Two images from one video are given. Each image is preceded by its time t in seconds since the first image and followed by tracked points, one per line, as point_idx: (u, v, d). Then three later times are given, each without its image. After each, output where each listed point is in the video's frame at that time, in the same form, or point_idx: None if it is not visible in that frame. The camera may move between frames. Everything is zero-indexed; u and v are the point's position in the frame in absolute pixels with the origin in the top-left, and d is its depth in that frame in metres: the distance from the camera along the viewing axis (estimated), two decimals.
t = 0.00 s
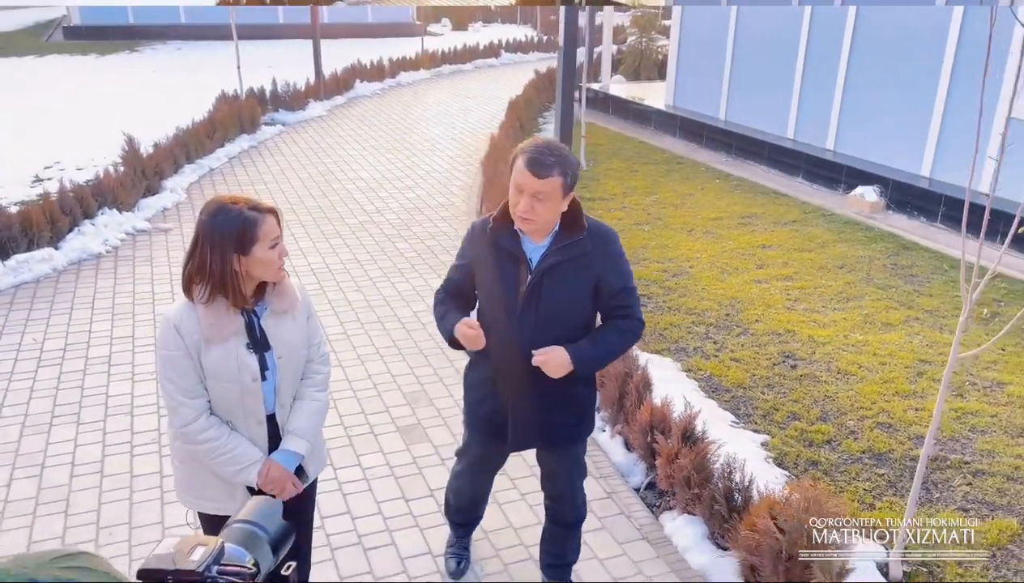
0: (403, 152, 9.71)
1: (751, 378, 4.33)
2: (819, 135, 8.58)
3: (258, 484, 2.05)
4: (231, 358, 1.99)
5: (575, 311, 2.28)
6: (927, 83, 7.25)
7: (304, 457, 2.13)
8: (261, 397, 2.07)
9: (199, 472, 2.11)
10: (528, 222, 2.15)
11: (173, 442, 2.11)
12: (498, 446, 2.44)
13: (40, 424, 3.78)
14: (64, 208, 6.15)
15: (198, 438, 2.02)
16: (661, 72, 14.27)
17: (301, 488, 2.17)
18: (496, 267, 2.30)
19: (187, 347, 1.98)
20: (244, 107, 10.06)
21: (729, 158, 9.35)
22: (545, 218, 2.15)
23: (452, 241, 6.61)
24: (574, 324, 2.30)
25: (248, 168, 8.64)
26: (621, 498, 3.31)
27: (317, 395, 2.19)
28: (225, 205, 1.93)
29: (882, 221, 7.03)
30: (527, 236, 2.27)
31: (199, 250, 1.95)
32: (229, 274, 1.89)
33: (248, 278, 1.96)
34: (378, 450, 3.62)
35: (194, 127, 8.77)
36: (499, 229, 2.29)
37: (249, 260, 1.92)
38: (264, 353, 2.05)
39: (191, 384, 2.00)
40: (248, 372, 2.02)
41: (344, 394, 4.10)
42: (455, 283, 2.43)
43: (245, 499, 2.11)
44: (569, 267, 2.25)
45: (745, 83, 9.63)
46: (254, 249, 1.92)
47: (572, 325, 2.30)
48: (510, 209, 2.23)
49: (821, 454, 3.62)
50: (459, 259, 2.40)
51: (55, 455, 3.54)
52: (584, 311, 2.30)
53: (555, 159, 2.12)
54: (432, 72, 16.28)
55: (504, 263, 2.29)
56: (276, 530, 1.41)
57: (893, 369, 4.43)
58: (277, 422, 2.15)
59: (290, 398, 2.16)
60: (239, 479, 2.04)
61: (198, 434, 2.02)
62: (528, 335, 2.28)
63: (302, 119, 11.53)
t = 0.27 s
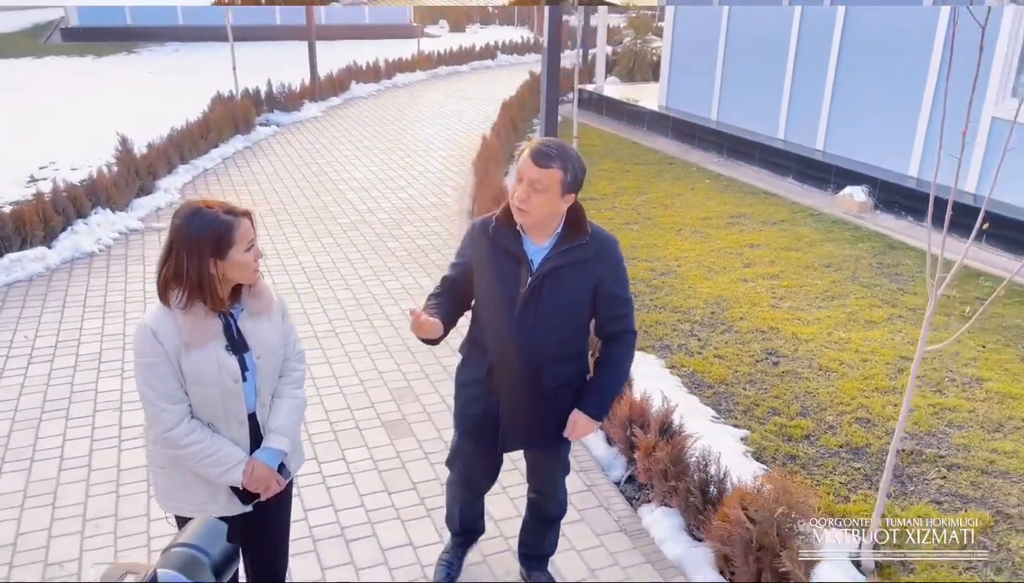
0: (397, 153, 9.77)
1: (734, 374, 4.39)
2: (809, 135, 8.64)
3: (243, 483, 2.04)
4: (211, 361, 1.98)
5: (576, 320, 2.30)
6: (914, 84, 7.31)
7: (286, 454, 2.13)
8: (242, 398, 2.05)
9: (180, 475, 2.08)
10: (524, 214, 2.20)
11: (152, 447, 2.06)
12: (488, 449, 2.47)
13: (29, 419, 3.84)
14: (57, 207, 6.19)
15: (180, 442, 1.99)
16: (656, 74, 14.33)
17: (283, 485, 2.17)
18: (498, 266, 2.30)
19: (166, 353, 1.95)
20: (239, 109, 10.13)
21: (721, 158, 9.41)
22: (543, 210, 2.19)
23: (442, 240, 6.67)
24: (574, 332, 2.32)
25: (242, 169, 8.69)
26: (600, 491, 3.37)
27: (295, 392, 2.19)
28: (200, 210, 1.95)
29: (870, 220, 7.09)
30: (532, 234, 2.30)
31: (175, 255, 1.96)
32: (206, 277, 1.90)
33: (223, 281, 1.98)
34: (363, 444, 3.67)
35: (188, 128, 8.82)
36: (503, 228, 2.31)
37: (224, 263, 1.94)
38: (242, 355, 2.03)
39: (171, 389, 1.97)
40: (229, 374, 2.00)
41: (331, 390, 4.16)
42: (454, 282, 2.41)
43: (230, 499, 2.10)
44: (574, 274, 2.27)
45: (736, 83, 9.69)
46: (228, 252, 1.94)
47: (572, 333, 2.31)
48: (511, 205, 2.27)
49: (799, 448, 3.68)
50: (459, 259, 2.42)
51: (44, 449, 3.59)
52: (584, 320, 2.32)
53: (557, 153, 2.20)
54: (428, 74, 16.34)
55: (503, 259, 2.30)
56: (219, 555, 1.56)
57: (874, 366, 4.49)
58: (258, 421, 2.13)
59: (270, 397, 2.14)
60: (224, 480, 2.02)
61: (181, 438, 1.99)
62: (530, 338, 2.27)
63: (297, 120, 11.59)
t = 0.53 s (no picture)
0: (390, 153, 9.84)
1: (714, 370, 4.44)
2: (799, 136, 8.70)
3: (211, 493, 1.95)
4: (174, 369, 1.89)
5: (555, 325, 2.27)
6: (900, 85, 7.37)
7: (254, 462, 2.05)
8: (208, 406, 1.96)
9: (143, 489, 1.97)
10: (508, 220, 2.14)
11: (113, 459, 1.95)
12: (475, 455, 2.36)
13: (18, 413, 3.89)
14: (50, 206, 6.25)
15: (144, 455, 1.90)
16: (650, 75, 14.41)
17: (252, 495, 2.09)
18: (475, 273, 2.24)
19: (126, 363, 1.86)
20: (234, 109, 10.20)
21: (712, 159, 9.46)
22: (527, 212, 2.15)
23: (432, 239, 6.73)
24: (554, 337, 2.28)
25: (235, 169, 8.76)
26: (578, 484, 3.42)
27: (261, 400, 2.12)
28: (153, 215, 1.87)
29: (857, 220, 7.14)
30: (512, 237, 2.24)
31: (129, 263, 1.88)
32: (165, 283, 1.83)
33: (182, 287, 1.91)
34: (346, 438, 3.73)
35: (182, 128, 8.88)
36: (480, 233, 2.25)
37: (182, 269, 1.87)
38: (206, 362, 1.96)
39: (132, 399, 1.87)
40: (193, 382, 1.92)
41: (316, 385, 4.21)
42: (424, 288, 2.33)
43: (198, 510, 1.99)
44: (552, 279, 2.23)
45: (727, 84, 9.75)
46: (187, 258, 1.87)
47: (552, 338, 2.28)
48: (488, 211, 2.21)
49: (776, 443, 3.73)
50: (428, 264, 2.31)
51: (31, 443, 3.64)
52: (563, 324, 2.29)
53: (533, 155, 2.16)
54: (424, 75, 16.44)
55: (481, 267, 2.24)
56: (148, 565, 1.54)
57: (854, 362, 4.54)
58: (223, 429, 2.05)
59: (235, 405, 2.07)
60: (191, 491, 1.93)
61: (144, 450, 1.89)
62: (510, 346, 2.25)
63: (292, 120, 11.67)
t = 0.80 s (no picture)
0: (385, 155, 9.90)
1: (699, 368, 4.51)
2: (790, 138, 8.77)
3: (169, 507, 1.99)
4: (130, 379, 1.94)
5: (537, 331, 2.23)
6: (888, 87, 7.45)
7: (215, 475, 2.08)
8: (165, 418, 2.00)
9: (103, 501, 2.02)
10: (481, 241, 2.06)
11: (72, 473, 2.00)
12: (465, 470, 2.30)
13: (10, 410, 3.95)
14: (46, 207, 6.32)
15: (100, 467, 1.94)
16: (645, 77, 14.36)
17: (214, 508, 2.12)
18: (452, 291, 2.15)
19: (81, 373, 1.90)
20: (232, 111, 10.28)
21: (704, 161, 9.52)
22: (494, 231, 2.08)
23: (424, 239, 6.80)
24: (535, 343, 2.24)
25: (231, 170, 8.83)
26: (560, 478, 3.48)
27: (223, 412, 2.15)
28: (108, 223, 1.92)
29: (846, 221, 7.19)
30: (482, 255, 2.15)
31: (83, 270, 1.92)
32: (117, 291, 1.86)
33: (137, 296, 1.94)
34: (333, 434, 3.79)
35: (178, 130, 8.96)
36: (449, 254, 2.14)
37: (136, 276, 1.91)
38: (163, 373, 2.00)
39: (89, 412, 1.92)
40: (150, 393, 1.96)
41: (305, 382, 4.28)
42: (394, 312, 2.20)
43: (156, 523, 2.03)
44: (531, 285, 2.19)
45: (720, 87, 9.83)
46: (140, 265, 1.91)
47: (534, 345, 2.24)
48: (453, 231, 2.13)
49: (756, 439, 3.79)
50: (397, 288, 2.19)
51: (23, 438, 3.71)
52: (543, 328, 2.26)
53: (494, 172, 2.08)
54: (421, 77, 16.53)
55: (457, 287, 2.15)
56: (118, 576, 1.53)
57: (837, 360, 4.60)
58: (183, 441, 2.08)
59: (196, 418, 2.10)
60: (148, 504, 1.97)
61: (100, 463, 1.93)
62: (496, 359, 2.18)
63: (289, 122, 11.75)
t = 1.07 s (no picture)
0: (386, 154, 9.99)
1: (691, 364, 4.58)
2: (786, 139, 8.84)
3: (149, 506, 1.99)
4: (111, 380, 1.96)
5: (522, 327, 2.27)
6: (881, 88, 7.53)
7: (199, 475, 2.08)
8: (146, 418, 2.02)
9: (87, 499, 2.04)
10: (459, 267, 2.05)
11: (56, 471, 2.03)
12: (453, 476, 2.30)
13: (14, 402, 4.03)
14: (49, 206, 6.40)
15: (80, 466, 1.96)
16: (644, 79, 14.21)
17: (199, 508, 2.11)
18: (435, 309, 2.13)
19: (63, 374, 1.93)
20: (232, 111, 10.36)
21: (701, 161, 9.60)
22: (470, 258, 2.05)
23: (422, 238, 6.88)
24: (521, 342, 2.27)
25: (232, 169, 8.92)
26: (552, 470, 3.55)
27: (208, 412, 2.14)
28: (90, 224, 1.92)
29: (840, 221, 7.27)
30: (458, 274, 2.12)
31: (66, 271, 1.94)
32: (96, 293, 1.88)
33: (118, 297, 1.96)
34: (330, 427, 3.87)
35: (180, 130, 9.06)
36: (427, 275, 2.11)
37: (117, 278, 1.92)
38: (145, 373, 2.02)
39: (70, 411, 1.94)
40: (130, 393, 1.98)
41: (303, 376, 4.36)
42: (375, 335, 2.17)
43: (139, 522, 2.06)
44: (511, 283, 2.22)
45: (717, 88, 9.91)
46: (121, 267, 1.92)
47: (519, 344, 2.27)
48: (428, 256, 2.08)
49: (745, 432, 3.87)
50: (377, 311, 2.15)
51: (26, 430, 3.79)
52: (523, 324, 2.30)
53: (464, 199, 2.00)
54: (422, 78, 16.64)
55: (440, 304, 2.13)
56: (125, 563, 1.49)
57: (827, 357, 4.67)
58: (167, 442, 2.10)
59: (180, 418, 2.11)
60: (130, 503, 1.98)
61: (80, 462, 1.95)
62: (488, 365, 2.20)
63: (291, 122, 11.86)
